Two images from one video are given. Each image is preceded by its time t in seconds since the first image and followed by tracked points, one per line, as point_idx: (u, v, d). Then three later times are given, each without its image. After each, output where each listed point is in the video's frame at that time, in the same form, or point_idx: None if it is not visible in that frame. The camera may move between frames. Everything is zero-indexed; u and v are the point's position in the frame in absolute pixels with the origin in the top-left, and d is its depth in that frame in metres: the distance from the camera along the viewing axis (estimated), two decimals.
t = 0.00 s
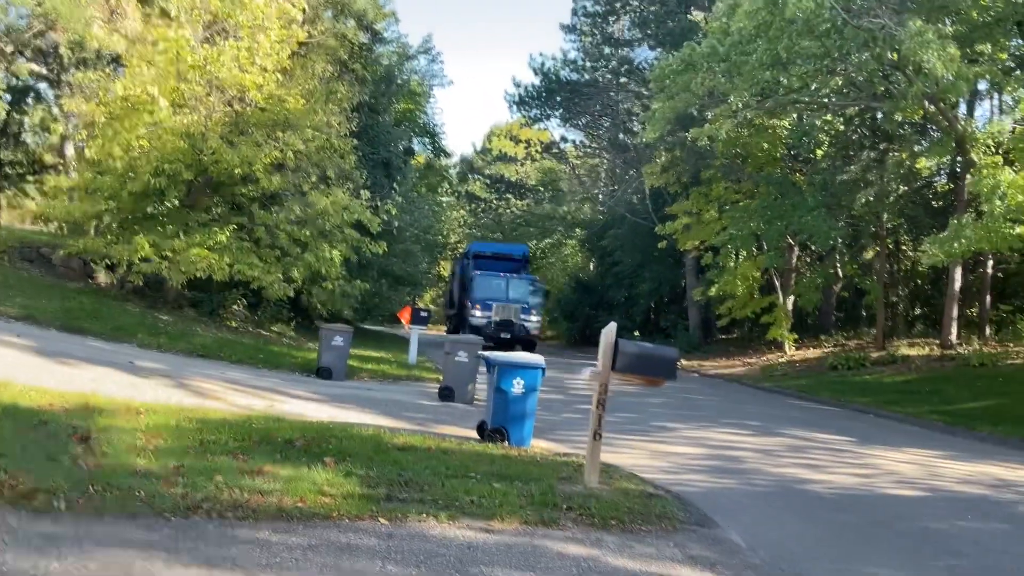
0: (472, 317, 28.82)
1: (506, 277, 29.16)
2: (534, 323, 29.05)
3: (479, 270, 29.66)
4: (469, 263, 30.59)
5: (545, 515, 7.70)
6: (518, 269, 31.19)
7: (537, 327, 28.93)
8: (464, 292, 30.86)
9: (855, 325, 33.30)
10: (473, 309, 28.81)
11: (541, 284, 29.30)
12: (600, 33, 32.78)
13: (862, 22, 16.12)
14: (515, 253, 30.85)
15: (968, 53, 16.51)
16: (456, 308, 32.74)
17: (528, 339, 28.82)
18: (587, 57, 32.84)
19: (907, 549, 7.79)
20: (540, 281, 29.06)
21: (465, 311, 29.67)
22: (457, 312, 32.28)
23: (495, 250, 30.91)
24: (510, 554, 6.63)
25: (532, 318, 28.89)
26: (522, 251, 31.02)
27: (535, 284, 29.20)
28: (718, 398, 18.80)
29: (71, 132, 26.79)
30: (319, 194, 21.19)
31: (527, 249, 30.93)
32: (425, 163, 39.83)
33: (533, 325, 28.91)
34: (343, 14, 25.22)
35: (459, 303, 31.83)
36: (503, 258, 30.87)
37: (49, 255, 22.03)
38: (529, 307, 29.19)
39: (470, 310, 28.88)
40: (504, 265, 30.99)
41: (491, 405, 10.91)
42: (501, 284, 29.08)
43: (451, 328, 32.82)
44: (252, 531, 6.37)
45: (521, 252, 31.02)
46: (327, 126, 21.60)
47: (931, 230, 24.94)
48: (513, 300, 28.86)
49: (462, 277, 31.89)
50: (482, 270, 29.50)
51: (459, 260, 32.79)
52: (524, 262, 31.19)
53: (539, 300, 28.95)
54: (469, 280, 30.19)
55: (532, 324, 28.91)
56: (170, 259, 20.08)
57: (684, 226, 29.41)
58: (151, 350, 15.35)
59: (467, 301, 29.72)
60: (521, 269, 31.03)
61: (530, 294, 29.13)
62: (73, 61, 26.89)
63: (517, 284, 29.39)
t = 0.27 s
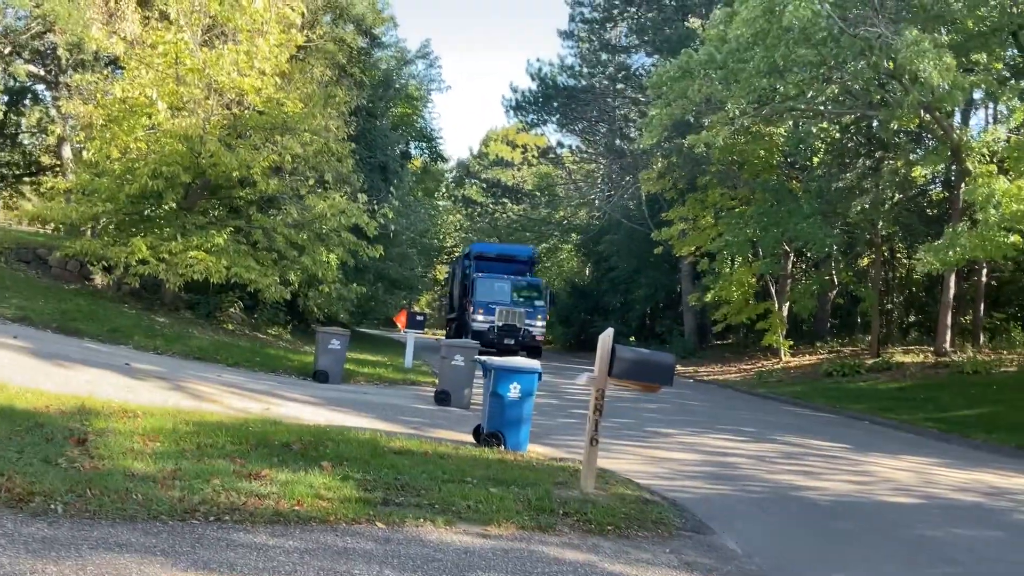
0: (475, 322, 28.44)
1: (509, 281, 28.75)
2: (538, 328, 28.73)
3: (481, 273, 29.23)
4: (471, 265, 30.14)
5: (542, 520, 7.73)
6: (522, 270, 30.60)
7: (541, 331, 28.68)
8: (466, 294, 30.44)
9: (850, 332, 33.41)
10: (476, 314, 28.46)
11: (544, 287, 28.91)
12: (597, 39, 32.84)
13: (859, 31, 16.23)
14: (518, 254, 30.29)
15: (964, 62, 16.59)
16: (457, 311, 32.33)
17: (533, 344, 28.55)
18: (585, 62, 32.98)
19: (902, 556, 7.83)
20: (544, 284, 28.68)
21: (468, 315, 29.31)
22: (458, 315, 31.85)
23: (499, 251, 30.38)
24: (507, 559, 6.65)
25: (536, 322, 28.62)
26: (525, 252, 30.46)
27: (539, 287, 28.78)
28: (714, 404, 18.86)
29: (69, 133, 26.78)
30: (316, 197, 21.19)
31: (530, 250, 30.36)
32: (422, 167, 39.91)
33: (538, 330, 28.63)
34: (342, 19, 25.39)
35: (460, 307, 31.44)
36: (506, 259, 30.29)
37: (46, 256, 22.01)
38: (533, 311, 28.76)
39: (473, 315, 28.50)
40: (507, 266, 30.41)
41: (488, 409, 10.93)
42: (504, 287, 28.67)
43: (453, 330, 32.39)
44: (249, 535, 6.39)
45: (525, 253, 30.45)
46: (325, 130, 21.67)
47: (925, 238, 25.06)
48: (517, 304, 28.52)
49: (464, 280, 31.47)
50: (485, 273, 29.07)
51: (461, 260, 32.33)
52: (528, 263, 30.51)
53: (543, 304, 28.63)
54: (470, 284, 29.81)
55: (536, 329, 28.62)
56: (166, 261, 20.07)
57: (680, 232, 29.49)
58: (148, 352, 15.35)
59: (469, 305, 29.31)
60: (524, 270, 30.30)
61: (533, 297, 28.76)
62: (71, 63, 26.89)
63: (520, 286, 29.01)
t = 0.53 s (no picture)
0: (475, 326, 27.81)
1: (510, 281, 28.03)
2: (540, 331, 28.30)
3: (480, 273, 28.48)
4: (470, 264, 29.40)
5: (533, 523, 7.70)
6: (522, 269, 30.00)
7: (543, 334, 28.26)
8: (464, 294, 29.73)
9: (841, 336, 33.49)
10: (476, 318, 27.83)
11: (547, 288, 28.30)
12: (590, 42, 32.94)
13: (852, 35, 16.28)
14: (519, 254, 29.62)
15: (957, 68, 16.61)
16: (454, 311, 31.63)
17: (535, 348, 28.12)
18: (579, 65, 33.06)
19: (892, 560, 7.84)
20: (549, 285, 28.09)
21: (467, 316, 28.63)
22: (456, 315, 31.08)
23: (498, 249, 29.64)
24: (498, 562, 6.62)
25: (539, 325, 28.15)
26: (527, 251, 29.82)
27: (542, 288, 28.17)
28: (705, 407, 18.87)
29: (60, 132, 26.65)
30: (308, 198, 21.12)
31: (532, 249, 29.72)
32: (414, 168, 39.87)
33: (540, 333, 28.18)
34: (336, 20, 25.33)
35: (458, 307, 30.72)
36: (507, 257, 29.64)
37: (35, 255, 21.87)
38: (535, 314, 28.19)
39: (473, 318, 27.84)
40: (507, 265, 29.75)
41: (479, 411, 10.92)
42: (505, 289, 27.99)
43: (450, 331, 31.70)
44: (239, 537, 6.35)
45: (525, 251, 29.81)
46: (318, 130, 21.68)
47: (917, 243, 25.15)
48: (518, 306, 27.93)
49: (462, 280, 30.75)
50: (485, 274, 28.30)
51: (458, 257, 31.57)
52: (530, 262, 29.90)
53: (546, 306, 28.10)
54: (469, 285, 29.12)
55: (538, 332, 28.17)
56: (157, 261, 19.96)
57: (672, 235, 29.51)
58: (138, 353, 15.27)
59: (467, 306, 28.66)
60: (526, 270, 29.68)
61: (535, 299, 28.16)
62: (62, 61, 26.77)
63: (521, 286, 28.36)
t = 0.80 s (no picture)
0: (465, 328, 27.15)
1: (502, 281, 27.30)
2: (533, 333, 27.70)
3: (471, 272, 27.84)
4: (460, 262, 28.83)
5: (512, 523, 7.71)
6: (514, 268, 29.59)
7: (537, 337, 27.67)
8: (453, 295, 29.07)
9: (820, 339, 33.72)
10: (466, 320, 27.14)
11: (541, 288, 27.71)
12: (573, 44, 33.02)
13: (832, 40, 16.44)
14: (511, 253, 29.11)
15: (935, 73, 16.78)
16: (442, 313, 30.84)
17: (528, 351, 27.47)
18: (561, 68, 33.15)
19: (868, 559, 7.92)
20: (543, 285, 27.50)
21: (456, 317, 27.94)
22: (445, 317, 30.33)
23: (489, 249, 29.10)
24: (476, 561, 6.64)
25: (533, 327, 27.51)
26: (519, 250, 29.33)
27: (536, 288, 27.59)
28: (685, 409, 18.94)
29: (39, 131, 26.45)
30: (289, 198, 21.04)
31: (524, 248, 29.25)
32: (397, 170, 39.84)
33: (534, 336, 27.56)
34: (318, 20, 25.22)
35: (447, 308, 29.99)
36: (499, 257, 29.32)
37: (12, 255, 21.65)
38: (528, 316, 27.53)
39: (462, 320, 27.15)
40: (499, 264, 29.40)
41: (459, 412, 10.91)
42: (497, 289, 27.36)
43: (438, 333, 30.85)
44: (216, 537, 6.31)
45: (517, 251, 29.31)
46: (300, 131, 21.67)
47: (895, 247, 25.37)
48: (511, 307, 27.30)
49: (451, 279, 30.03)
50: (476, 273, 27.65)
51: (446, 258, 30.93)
52: (522, 261, 29.58)
53: (540, 307, 27.49)
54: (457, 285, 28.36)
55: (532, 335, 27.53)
56: (136, 261, 19.82)
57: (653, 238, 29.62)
58: (116, 353, 15.17)
59: (456, 307, 27.94)
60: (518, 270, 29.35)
61: (528, 300, 27.46)
62: (41, 59, 26.56)
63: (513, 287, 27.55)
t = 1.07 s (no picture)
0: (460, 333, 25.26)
1: (499, 282, 25.56)
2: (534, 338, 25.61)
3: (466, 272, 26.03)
4: (454, 261, 27.07)
5: (497, 525, 7.67)
6: (511, 267, 27.74)
7: (538, 341, 25.59)
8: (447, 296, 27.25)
9: (805, 341, 33.82)
10: (461, 324, 25.33)
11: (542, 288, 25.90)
12: (560, 47, 32.84)
13: (817, 44, 16.54)
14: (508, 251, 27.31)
15: (919, 77, 16.85)
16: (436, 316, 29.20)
17: (530, 356, 25.49)
18: (547, 70, 33.16)
19: (851, 561, 7.93)
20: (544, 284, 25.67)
21: (450, 321, 26.06)
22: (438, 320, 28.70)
23: (484, 247, 27.31)
24: (460, 563, 6.60)
25: (534, 331, 25.56)
26: (516, 248, 27.55)
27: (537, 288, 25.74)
28: (670, 411, 18.96)
29: (21, 130, 26.24)
30: (274, 199, 20.94)
31: (522, 246, 27.45)
32: (382, 171, 39.75)
33: (536, 340, 25.55)
34: (303, 20, 25.08)
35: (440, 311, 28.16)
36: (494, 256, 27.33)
37: None
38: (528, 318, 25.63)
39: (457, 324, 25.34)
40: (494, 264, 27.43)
41: (444, 414, 10.86)
42: (495, 289, 25.50)
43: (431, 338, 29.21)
44: (197, 539, 6.25)
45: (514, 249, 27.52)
46: (285, 131, 21.63)
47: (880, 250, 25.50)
48: (510, 309, 25.41)
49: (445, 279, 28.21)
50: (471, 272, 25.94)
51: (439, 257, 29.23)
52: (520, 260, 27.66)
53: (541, 309, 25.62)
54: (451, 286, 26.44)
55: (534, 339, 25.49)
56: (119, 262, 19.66)
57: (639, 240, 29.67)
58: (97, 354, 15.04)
59: (451, 310, 26.04)
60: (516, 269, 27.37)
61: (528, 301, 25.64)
62: (24, 58, 26.36)
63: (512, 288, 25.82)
